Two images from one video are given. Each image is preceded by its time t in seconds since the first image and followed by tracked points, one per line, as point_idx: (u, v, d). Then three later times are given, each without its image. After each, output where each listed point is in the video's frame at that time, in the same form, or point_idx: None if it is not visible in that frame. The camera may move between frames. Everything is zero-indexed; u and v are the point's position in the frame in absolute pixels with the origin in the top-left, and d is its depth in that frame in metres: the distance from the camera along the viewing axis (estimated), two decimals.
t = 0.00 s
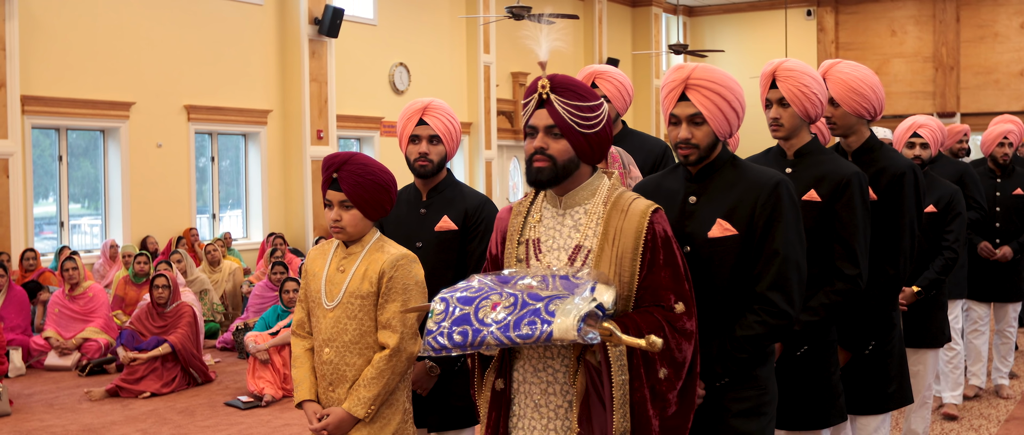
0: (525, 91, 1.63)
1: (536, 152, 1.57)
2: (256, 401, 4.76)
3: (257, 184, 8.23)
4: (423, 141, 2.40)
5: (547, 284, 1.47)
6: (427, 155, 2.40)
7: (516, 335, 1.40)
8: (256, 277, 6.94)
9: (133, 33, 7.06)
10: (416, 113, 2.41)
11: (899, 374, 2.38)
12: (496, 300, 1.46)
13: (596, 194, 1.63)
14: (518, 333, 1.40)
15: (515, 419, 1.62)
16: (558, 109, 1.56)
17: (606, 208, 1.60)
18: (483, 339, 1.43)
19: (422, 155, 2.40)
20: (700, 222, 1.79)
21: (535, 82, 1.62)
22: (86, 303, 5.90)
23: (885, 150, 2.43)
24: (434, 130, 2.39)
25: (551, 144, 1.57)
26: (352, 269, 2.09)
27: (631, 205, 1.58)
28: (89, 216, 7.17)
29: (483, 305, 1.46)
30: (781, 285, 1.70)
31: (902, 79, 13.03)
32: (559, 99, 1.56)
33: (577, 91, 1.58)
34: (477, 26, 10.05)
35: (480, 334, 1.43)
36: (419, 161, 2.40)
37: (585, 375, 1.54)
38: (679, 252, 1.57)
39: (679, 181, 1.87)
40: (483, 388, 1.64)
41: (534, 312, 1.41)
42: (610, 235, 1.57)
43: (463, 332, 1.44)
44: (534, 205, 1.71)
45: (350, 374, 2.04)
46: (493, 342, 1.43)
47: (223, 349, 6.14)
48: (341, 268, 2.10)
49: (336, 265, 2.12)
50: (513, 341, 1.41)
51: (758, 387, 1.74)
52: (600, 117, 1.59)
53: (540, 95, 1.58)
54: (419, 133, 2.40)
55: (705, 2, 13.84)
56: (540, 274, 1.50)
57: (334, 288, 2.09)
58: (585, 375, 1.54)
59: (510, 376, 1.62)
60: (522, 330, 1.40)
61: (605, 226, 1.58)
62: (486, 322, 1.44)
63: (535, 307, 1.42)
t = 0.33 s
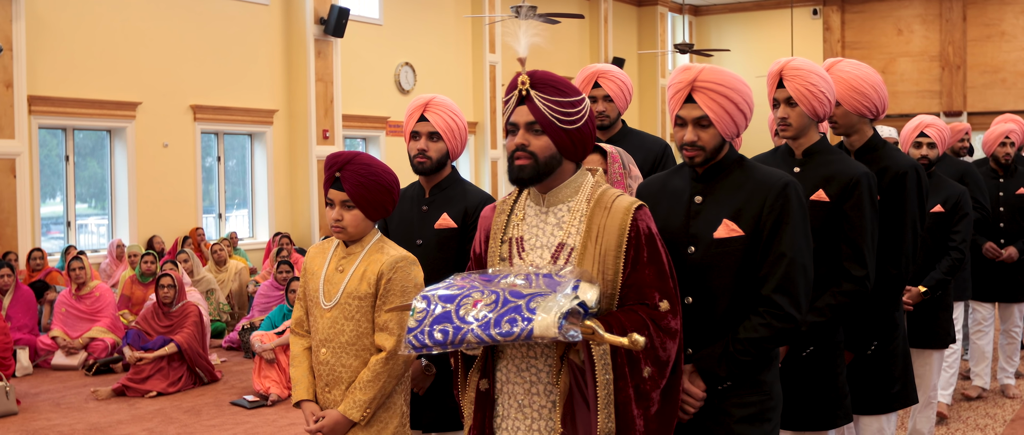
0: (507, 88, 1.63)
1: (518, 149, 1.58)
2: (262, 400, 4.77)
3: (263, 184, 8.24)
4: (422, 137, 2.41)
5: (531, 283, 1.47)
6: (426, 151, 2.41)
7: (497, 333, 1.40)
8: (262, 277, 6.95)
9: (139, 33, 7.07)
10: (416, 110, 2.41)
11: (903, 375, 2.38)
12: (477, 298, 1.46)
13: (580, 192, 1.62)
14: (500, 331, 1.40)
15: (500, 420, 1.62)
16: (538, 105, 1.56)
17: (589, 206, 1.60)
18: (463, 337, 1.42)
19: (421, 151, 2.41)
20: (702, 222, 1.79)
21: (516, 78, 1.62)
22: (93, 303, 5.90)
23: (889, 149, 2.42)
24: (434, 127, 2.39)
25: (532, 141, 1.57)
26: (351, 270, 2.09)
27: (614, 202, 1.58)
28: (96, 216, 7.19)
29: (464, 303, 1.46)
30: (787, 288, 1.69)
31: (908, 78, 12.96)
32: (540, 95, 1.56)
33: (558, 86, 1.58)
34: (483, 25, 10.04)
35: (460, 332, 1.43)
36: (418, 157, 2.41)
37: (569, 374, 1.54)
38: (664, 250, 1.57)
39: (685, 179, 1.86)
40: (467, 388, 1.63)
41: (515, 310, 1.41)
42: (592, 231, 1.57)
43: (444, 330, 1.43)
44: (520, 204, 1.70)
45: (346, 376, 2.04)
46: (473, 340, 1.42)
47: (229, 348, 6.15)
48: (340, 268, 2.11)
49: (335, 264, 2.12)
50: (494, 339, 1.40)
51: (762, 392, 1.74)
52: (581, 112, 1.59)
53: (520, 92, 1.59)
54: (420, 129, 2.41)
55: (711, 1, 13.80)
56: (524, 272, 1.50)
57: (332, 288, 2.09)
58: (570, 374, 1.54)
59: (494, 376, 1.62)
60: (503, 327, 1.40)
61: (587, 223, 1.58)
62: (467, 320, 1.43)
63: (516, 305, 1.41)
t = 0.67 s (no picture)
0: (489, 87, 1.98)
1: (501, 146, 1.92)
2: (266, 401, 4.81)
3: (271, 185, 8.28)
4: (422, 136, 2.45)
5: (512, 282, 1.77)
6: (424, 151, 2.46)
7: (475, 331, 1.66)
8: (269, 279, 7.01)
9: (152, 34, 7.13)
10: (418, 109, 2.46)
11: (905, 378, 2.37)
12: (457, 297, 1.73)
13: (562, 190, 1.96)
14: (479, 329, 1.66)
15: (482, 420, 1.97)
16: (519, 102, 1.90)
17: (571, 204, 1.93)
18: (442, 335, 1.68)
19: (420, 151, 2.46)
20: (687, 225, 2.09)
21: (497, 78, 1.97)
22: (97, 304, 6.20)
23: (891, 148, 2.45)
24: (433, 127, 2.40)
25: (513, 139, 1.91)
26: (351, 271, 2.57)
27: (598, 201, 1.91)
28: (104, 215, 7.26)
29: (445, 302, 1.73)
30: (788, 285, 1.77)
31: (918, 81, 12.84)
32: (519, 92, 1.90)
33: (536, 84, 1.91)
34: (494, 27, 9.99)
35: (439, 331, 1.69)
36: (418, 157, 2.47)
37: (547, 376, 1.84)
38: (641, 246, 1.90)
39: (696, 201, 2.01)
40: (450, 394, 2.03)
41: (494, 309, 1.68)
42: (573, 231, 1.89)
43: (424, 330, 1.70)
44: (500, 203, 2.08)
45: (342, 378, 2.55)
46: (451, 338, 1.68)
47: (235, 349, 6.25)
48: (340, 269, 2.60)
49: (335, 264, 2.63)
50: (472, 336, 1.66)
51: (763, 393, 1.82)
52: (562, 109, 1.93)
53: (500, 89, 1.94)
54: (421, 129, 2.45)
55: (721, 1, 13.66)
56: (505, 273, 1.81)
57: (330, 292, 2.59)
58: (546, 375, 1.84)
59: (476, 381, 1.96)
60: (481, 327, 1.66)
61: (568, 224, 1.90)
62: (445, 321, 1.70)
63: (496, 304, 1.68)
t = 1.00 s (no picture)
0: (476, 90, 2.44)
1: (488, 150, 2.41)
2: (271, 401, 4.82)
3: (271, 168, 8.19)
4: (424, 136, 2.51)
5: (493, 285, 2.45)
6: (426, 150, 2.53)
7: (457, 333, 2.40)
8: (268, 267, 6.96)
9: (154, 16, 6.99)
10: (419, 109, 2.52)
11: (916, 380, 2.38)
12: (443, 301, 2.46)
13: (550, 189, 2.47)
14: (460, 332, 2.40)
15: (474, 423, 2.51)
16: (504, 105, 2.36)
17: (559, 204, 2.44)
18: (428, 336, 2.41)
19: (421, 151, 2.54)
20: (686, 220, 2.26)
21: (483, 79, 2.42)
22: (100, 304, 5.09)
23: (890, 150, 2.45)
24: (433, 127, 2.47)
25: (499, 142, 2.39)
26: (352, 271, 2.86)
27: (589, 201, 2.39)
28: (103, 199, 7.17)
29: (432, 308, 2.46)
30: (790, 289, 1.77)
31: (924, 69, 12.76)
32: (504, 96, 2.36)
33: (519, 90, 2.36)
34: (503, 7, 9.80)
35: (425, 334, 2.41)
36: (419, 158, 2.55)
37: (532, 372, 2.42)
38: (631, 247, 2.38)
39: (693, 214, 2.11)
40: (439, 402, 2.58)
41: (479, 308, 2.41)
42: (556, 234, 2.44)
43: (410, 333, 2.44)
44: (487, 208, 2.59)
45: (340, 375, 2.83)
46: (435, 338, 2.41)
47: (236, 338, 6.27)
48: (343, 268, 2.88)
49: (337, 264, 2.91)
50: (455, 337, 2.40)
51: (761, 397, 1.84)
52: (548, 111, 2.36)
53: (487, 91, 2.39)
54: (423, 128, 2.51)
55: None
56: (490, 278, 2.48)
57: (331, 294, 2.87)
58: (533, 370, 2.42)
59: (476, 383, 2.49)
60: (463, 330, 2.40)
61: (550, 230, 2.45)
62: (429, 327, 2.42)
63: (480, 305, 2.41)
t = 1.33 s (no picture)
0: (465, 85, 2.57)
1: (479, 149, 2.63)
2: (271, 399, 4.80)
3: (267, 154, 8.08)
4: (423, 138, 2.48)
5: (484, 282, 2.70)
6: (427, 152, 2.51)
7: (449, 332, 2.59)
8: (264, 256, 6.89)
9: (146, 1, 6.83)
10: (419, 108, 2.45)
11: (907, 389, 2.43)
12: (437, 299, 2.65)
13: (542, 186, 2.71)
14: (452, 329, 2.59)
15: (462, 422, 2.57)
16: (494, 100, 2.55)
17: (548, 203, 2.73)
18: (419, 336, 2.58)
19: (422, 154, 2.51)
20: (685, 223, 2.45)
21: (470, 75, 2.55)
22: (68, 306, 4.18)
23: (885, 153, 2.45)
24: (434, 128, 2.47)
25: (492, 140, 2.62)
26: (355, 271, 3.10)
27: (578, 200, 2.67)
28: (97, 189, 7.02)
29: (421, 308, 2.64)
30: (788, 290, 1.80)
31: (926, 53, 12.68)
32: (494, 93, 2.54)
33: (508, 84, 2.49)
34: None
35: (417, 335, 2.59)
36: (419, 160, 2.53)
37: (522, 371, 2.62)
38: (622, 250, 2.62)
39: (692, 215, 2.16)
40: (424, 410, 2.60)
41: (469, 307, 2.64)
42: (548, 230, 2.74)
43: (398, 334, 2.62)
44: (477, 204, 2.74)
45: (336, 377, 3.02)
46: (424, 339, 2.58)
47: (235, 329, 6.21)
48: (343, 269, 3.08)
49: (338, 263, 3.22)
50: (444, 336, 2.59)
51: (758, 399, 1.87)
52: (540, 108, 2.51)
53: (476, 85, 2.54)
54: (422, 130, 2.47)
55: None
56: (482, 274, 2.72)
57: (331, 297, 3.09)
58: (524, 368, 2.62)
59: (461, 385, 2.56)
60: (455, 327, 2.60)
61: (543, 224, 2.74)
62: (417, 329, 2.60)
63: (469, 304, 2.64)
